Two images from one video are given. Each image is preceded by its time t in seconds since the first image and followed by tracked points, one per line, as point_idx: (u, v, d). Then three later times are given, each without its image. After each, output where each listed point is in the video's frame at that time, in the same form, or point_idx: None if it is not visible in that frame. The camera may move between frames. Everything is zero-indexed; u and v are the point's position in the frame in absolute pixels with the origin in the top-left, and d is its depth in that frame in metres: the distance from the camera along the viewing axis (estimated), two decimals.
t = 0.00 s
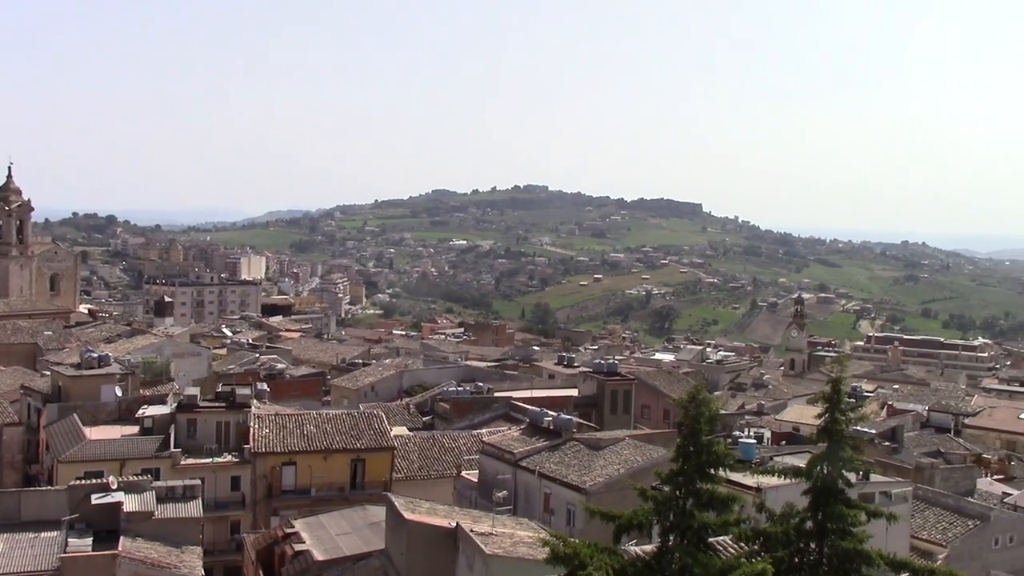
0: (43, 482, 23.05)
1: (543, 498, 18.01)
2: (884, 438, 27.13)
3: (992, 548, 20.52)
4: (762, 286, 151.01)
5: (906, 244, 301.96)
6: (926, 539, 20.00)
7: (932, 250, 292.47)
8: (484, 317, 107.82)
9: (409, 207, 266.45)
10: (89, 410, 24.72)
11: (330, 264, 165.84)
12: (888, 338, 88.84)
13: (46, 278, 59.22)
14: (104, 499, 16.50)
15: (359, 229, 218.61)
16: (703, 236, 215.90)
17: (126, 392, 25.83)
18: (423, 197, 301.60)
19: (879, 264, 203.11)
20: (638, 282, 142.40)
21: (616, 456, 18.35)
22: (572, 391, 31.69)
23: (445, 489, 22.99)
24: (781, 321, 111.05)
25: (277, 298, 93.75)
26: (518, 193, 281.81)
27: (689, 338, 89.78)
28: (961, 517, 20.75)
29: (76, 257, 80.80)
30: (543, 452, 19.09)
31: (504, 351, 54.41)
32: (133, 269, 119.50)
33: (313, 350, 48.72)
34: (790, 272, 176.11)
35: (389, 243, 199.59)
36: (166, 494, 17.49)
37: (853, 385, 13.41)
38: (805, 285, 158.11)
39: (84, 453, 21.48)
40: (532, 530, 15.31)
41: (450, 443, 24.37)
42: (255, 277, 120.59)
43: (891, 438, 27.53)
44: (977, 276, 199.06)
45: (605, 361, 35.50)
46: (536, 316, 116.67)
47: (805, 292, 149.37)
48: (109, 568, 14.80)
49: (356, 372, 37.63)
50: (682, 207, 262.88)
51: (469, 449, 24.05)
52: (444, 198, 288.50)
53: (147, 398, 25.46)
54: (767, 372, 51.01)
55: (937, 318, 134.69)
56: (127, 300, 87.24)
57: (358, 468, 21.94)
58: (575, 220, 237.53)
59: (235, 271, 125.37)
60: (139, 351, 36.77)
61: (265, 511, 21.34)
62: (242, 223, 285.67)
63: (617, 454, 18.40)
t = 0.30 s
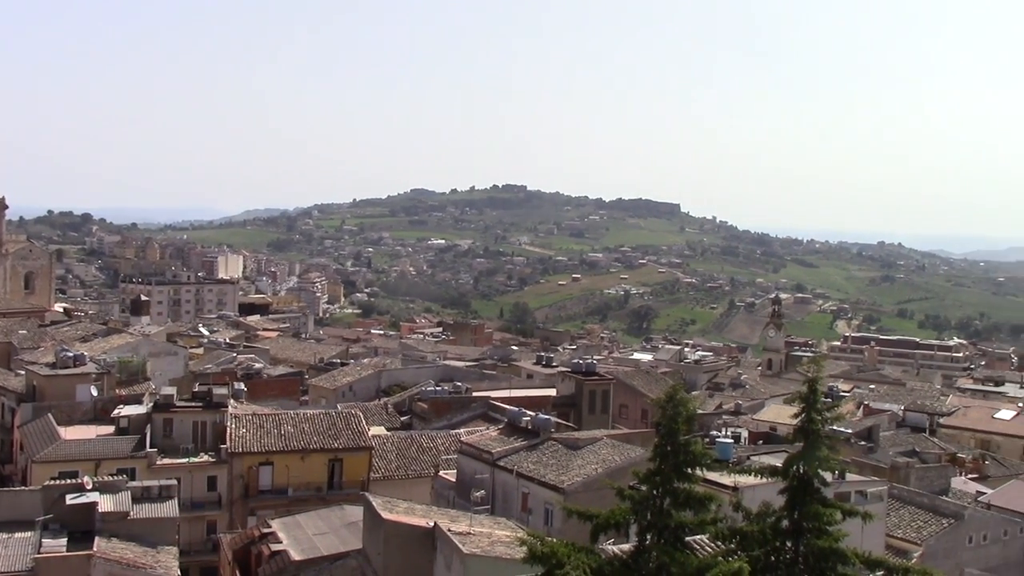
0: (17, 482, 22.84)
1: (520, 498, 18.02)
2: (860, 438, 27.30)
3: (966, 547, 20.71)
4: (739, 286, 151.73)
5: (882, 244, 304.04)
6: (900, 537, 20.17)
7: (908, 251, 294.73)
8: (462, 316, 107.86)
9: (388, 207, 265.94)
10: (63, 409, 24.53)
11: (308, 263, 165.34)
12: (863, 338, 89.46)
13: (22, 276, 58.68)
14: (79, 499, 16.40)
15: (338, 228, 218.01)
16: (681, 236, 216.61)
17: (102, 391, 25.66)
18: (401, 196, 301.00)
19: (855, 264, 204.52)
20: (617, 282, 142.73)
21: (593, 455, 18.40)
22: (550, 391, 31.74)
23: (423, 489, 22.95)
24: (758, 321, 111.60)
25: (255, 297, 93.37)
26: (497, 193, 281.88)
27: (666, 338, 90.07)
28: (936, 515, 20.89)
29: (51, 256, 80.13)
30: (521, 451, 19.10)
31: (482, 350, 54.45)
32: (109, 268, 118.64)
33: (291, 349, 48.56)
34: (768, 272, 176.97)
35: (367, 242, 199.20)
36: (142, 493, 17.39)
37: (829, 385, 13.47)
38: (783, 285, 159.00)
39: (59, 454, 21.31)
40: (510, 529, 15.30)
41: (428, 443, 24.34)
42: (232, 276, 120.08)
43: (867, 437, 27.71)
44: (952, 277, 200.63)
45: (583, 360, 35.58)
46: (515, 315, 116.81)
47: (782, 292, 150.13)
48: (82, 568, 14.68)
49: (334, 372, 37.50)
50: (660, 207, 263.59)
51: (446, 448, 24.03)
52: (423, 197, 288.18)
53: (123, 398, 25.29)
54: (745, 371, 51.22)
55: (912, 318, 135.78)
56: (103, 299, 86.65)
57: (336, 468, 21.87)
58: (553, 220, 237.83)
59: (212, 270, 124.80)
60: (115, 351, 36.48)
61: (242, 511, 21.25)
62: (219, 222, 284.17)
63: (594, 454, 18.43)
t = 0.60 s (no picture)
0: None
1: (499, 497, 18.01)
2: (837, 437, 27.44)
3: (942, 545, 20.86)
4: (718, 286, 152.44)
5: (860, 245, 306.07)
6: (878, 536, 20.31)
7: (885, 252, 297.04)
8: (441, 316, 107.75)
9: (367, 206, 265.40)
10: (39, 409, 24.35)
11: (286, 262, 164.60)
12: (840, 338, 90.11)
13: None
14: (54, 499, 16.26)
15: (316, 228, 217.26)
16: (661, 236, 217.19)
17: (78, 391, 25.49)
18: (380, 195, 300.26)
19: (833, 265, 205.90)
20: (596, 282, 142.96)
21: (572, 455, 18.41)
22: (529, 391, 31.73)
23: (402, 490, 22.93)
24: (737, 321, 112.10)
25: (232, 296, 92.88)
26: (476, 192, 281.78)
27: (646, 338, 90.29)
28: (913, 515, 21.03)
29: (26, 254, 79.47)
30: (500, 451, 19.08)
31: (461, 350, 54.40)
32: (85, 266, 117.77)
33: (268, 349, 48.34)
34: (746, 272, 177.68)
35: (346, 241, 198.66)
36: (118, 494, 17.29)
37: (806, 384, 13.54)
38: (761, 286, 159.81)
39: (34, 454, 21.14)
40: (488, 528, 15.29)
41: (407, 443, 24.30)
42: (210, 275, 119.47)
43: (844, 437, 27.85)
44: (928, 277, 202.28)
45: (562, 360, 35.59)
46: (494, 315, 116.82)
47: (760, 293, 150.91)
48: (58, 568, 14.56)
49: (312, 371, 37.39)
50: (639, 208, 264.17)
51: (425, 448, 23.99)
52: (402, 196, 287.60)
53: (99, 397, 25.13)
54: (723, 371, 51.37)
55: (889, 318, 136.72)
56: (79, 297, 85.95)
57: (314, 467, 21.79)
58: (533, 220, 237.92)
59: (190, 269, 124.14)
60: (91, 350, 36.23)
61: (219, 511, 21.15)
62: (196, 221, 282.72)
63: (573, 453, 18.46)
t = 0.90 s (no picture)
0: None
1: (480, 497, 18.00)
2: (817, 436, 27.58)
3: (920, 544, 21.00)
4: (698, 286, 152.98)
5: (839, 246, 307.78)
6: (856, 536, 20.45)
7: (863, 253, 298.82)
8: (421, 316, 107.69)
9: (348, 205, 264.73)
10: (16, 408, 24.18)
11: (266, 262, 163.88)
12: (820, 338, 90.62)
13: None
14: (31, 500, 16.16)
15: (297, 227, 216.49)
16: (641, 236, 217.72)
17: (56, 391, 25.33)
18: (361, 195, 299.45)
19: (812, 265, 207.02)
20: (577, 282, 143.16)
21: (552, 454, 18.42)
22: (510, 390, 31.73)
23: (382, 490, 22.89)
24: (717, 322, 112.53)
25: (212, 296, 92.40)
26: (457, 192, 281.65)
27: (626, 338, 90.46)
28: (891, 514, 21.16)
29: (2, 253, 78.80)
30: (480, 451, 19.09)
31: (441, 350, 54.33)
32: (63, 265, 116.85)
33: (248, 348, 48.13)
34: (727, 273, 178.34)
35: (326, 241, 198.06)
36: (96, 494, 17.19)
37: (785, 384, 13.60)
38: (741, 286, 160.53)
39: (11, 453, 20.98)
40: (468, 529, 15.28)
41: (388, 443, 24.26)
42: (189, 274, 118.88)
43: (822, 437, 27.98)
44: (907, 278, 203.82)
45: (543, 360, 35.61)
46: (475, 314, 116.81)
47: (740, 293, 151.61)
48: (35, 570, 14.46)
49: (292, 370, 37.24)
50: (620, 207, 264.67)
51: (406, 448, 23.95)
52: (382, 196, 287.01)
53: (77, 396, 24.98)
54: (704, 371, 51.51)
55: (868, 319, 137.63)
56: (57, 297, 85.32)
57: (294, 467, 21.74)
58: (514, 220, 238.06)
59: (169, 268, 123.46)
60: (69, 349, 35.98)
61: (198, 511, 21.05)
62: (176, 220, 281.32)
63: (553, 453, 18.47)
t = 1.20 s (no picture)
0: None
1: (460, 497, 17.99)
2: (796, 436, 27.71)
3: (898, 543, 21.14)
4: (679, 287, 153.57)
5: (818, 246, 309.35)
6: (834, 535, 20.56)
7: (843, 253, 300.44)
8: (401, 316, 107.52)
9: (328, 205, 264.02)
10: None
11: (245, 261, 163.20)
12: (799, 338, 91.14)
13: None
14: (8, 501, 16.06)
15: (277, 226, 215.62)
16: (622, 236, 218.11)
17: (33, 391, 25.19)
18: (341, 194, 298.60)
19: (792, 266, 207.98)
20: (558, 282, 143.37)
21: (533, 455, 18.43)
22: (491, 390, 31.72)
23: (362, 490, 22.83)
24: (697, 322, 112.97)
25: (191, 295, 91.88)
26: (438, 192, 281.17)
27: (607, 338, 90.68)
28: (870, 514, 21.27)
29: None
30: (461, 451, 19.08)
31: (423, 349, 54.26)
32: (40, 264, 115.98)
33: (228, 348, 47.96)
34: (707, 273, 178.93)
35: (307, 240, 197.40)
36: (74, 495, 17.09)
37: (765, 383, 13.62)
38: (721, 287, 161.25)
39: None
40: (449, 529, 15.25)
41: (368, 443, 24.20)
42: (169, 274, 118.28)
43: (802, 436, 28.08)
44: (885, 278, 205.27)
45: (523, 360, 35.61)
46: (456, 314, 116.75)
47: (720, 293, 152.18)
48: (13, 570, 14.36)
49: (272, 370, 37.11)
50: (601, 207, 265.05)
51: (386, 448, 23.90)
52: (363, 196, 286.31)
53: (54, 397, 24.82)
54: (684, 371, 51.66)
55: (847, 319, 138.48)
56: (35, 296, 84.66)
57: (274, 468, 21.65)
58: (495, 220, 238.05)
59: (149, 268, 122.80)
60: (47, 349, 35.73)
61: (178, 512, 20.94)
62: (155, 220, 279.62)
63: (534, 453, 18.47)
